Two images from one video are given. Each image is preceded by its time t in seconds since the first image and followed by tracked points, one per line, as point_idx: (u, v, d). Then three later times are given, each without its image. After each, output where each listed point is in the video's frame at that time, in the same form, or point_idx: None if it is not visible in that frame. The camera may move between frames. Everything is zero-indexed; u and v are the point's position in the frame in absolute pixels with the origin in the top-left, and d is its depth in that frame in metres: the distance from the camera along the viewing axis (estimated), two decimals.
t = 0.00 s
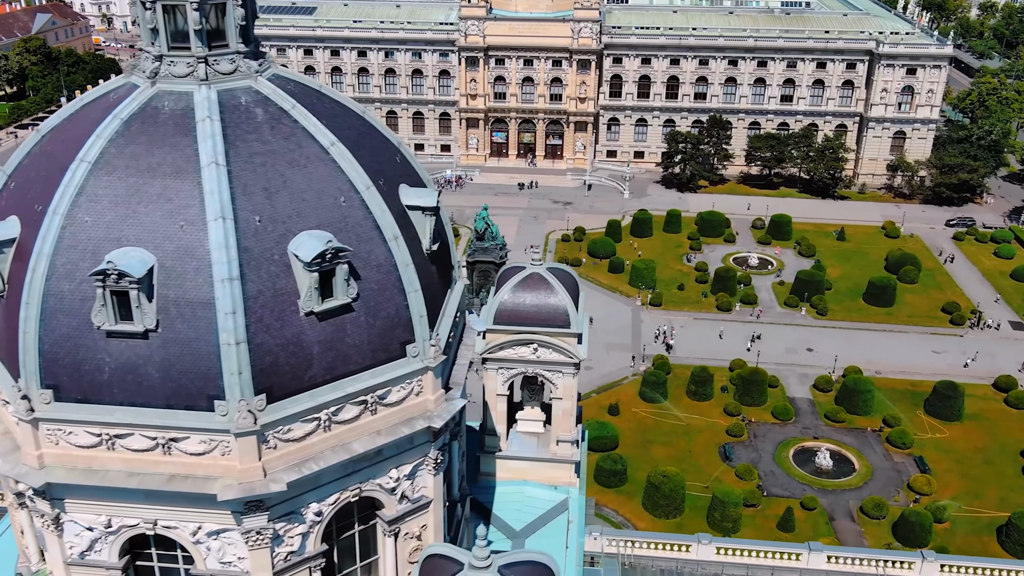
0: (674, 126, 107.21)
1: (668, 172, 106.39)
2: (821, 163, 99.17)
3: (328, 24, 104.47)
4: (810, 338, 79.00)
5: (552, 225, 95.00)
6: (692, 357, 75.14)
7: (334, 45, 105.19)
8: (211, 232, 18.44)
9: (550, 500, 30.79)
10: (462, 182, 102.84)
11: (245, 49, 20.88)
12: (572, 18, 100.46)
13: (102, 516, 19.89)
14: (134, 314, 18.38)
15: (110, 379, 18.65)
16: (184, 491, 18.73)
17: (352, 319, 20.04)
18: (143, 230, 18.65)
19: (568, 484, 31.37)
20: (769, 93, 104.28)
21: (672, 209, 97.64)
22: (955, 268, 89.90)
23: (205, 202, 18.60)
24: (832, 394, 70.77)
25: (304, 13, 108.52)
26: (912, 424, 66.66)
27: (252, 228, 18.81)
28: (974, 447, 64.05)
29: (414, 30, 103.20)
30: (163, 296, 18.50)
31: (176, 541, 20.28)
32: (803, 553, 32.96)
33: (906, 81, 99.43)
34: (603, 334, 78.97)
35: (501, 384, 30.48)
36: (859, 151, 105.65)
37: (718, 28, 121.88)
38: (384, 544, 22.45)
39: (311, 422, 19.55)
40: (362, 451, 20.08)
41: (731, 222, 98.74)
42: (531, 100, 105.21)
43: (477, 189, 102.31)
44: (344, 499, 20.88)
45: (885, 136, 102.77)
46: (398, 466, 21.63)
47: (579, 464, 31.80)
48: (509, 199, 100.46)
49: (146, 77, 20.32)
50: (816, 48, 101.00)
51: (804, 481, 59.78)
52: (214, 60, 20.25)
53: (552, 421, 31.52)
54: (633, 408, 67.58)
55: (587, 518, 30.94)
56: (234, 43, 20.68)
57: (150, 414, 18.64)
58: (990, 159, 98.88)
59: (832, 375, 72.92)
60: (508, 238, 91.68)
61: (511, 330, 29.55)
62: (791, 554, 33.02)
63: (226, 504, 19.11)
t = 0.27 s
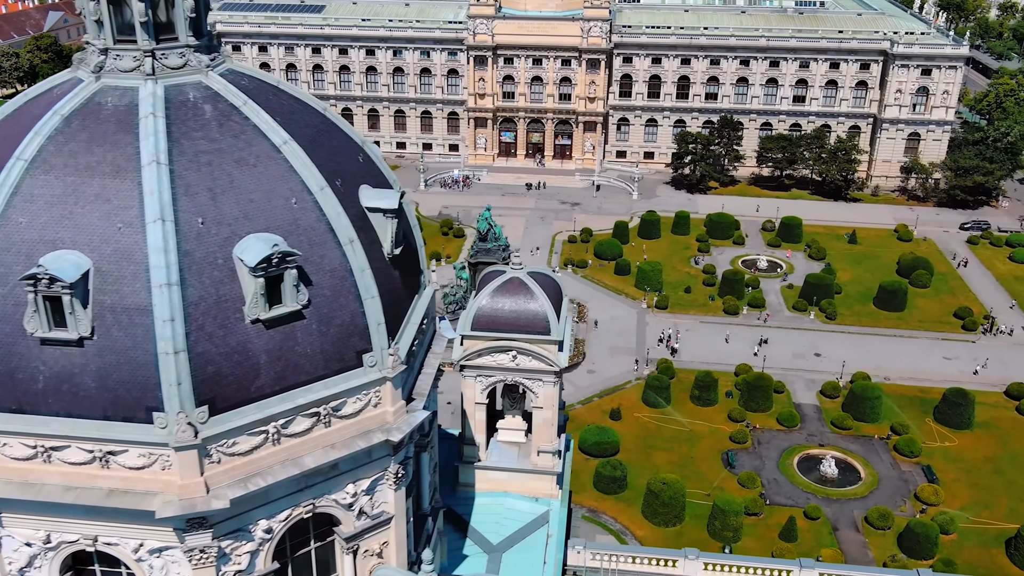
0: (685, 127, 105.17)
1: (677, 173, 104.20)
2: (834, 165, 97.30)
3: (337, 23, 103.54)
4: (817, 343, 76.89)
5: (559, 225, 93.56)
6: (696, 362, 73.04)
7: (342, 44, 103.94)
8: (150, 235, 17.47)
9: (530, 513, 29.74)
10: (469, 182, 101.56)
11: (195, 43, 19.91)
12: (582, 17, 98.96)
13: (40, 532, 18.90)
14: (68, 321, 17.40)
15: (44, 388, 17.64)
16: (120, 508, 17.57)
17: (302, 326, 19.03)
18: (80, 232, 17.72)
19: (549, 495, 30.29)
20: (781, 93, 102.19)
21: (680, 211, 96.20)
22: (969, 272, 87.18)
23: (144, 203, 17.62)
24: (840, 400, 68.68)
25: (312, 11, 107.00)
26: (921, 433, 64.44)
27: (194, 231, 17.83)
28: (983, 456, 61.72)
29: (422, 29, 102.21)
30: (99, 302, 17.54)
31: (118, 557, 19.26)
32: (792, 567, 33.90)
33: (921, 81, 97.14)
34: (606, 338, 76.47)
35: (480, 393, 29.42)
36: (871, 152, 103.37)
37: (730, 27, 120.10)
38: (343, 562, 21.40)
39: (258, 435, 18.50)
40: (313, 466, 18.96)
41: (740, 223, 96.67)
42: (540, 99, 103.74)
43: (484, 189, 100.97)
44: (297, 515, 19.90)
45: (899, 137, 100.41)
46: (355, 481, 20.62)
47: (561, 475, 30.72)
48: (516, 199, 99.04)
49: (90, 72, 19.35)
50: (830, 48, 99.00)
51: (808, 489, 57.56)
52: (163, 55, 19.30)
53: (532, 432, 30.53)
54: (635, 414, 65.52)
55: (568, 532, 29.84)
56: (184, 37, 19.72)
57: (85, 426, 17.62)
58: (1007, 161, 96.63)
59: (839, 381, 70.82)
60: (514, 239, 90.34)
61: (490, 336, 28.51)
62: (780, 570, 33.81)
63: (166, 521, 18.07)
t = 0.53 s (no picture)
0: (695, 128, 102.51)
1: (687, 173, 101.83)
2: (843, 167, 94.72)
3: (344, 21, 101.88)
4: (825, 348, 72.59)
5: (566, 226, 91.69)
6: (700, 367, 68.93)
7: (350, 42, 102.31)
8: (79, 239, 16.46)
9: (508, 528, 28.63)
10: (476, 182, 99.84)
11: (138, 35, 18.92)
12: (591, 16, 97.04)
13: None
14: None
15: None
16: (48, 527, 16.48)
17: (246, 336, 18.01)
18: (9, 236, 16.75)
19: (528, 509, 29.14)
20: (793, 94, 99.62)
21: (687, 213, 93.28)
22: (983, 277, 83.32)
23: (74, 205, 16.62)
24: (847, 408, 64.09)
25: (319, 9, 105.10)
26: (930, 441, 59.95)
27: (126, 235, 16.84)
28: (996, 466, 57.37)
29: (430, 28, 100.53)
30: (26, 310, 16.56)
31: None
32: None
33: (937, 82, 94.38)
34: (610, 341, 72.48)
35: (456, 402, 28.38)
36: (885, 154, 100.22)
37: (743, 26, 118.06)
38: None
39: (196, 450, 17.38)
40: (256, 483, 17.85)
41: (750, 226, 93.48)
42: (549, 99, 101.89)
43: (491, 188, 99.12)
44: (243, 535, 18.89)
45: (913, 139, 97.32)
46: (305, 499, 19.58)
47: (541, 487, 29.52)
48: (523, 199, 97.02)
49: (26, 67, 18.33)
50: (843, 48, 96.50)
51: (812, 499, 53.22)
52: (103, 49, 18.29)
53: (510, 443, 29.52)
54: (636, 419, 61.34)
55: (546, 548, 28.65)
56: (126, 30, 18.71)
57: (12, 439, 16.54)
58: None
59: (846, 388, 66.13)
60: (519, 240, 88.58)
61: (466, 344, 27.37)
62: None
63: (98, 540, 16.97)
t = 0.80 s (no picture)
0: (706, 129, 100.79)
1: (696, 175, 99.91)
2: (856, 167, 93.09)
3: (352, 20, 100.65)
4: (833, 354, 70.80)
5: (573, 227, 90.21)
6: (705, 372, 67.18)
7: (357, 41, 101.12)
8: None
9: (483, 543, 27.53)
10: (483, 182, 98.48)
11: (73, 27, 17.70)
12: (601, 15, 95.48)
13: None
14: None
15: None
16: None
17: (179, 346, 16.95)
18: None
19: (504, 524, 28.01)
20: (806, 95, 97.79)
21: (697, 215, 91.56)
22: (996, 282, 81.31)
23: None
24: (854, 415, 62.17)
25: (327, 7, 104.07)
26: (938, 450, 57.90)
27: (48, 238, 15.82)
28: (1005, 475, 55.32)
29: (437, 27, 99.31)
30: None
31: None
32: None
33: (952, 83, 92.22)
34: (614, 346, 70.55)
35: (429, 413, 27.27)
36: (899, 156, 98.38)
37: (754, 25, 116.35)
38: None
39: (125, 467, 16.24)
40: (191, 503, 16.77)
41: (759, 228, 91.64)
42: (557, 99, 100.45)
43: (499, 189, 97.72)
44: (181, 556, 17.83)
45: (928, 141, 95.36)
46: (249, 518, 18.53)
47: (518, 501, 28.39)
48: (530, 200, 95.59)
49: None
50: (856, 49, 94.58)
51: (816, 509, 51.48)
52: (34, 42, 17.09)
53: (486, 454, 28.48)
54: (637, 424, 59.53)
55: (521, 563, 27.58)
56: (60, 21, 17.47)
57: None
58: None
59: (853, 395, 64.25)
60: (525, 241, 87.16)
61: (438, 352, 26.33)
62: None
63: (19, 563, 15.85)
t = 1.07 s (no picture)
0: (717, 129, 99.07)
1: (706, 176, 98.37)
2: (869, 169, 91.24)
3: (359, 18, 99.57)
4: (841, 359, 69.06)
5: (580, 228, 88.85)
6: (710, 376, 65.47)
7: (365, 39, 100.06)
8: None
9: (455, 558, 26.43)
10: (490, 182, 97.25)
11: None
12: (610, 13, 93.99)
13: None
14: None
15: None
16: None
17: (103, 356, 15.92)
18: None
19: (477, 538, 26.95)
20: (818, 96, 95.93)
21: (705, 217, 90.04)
22: (1010, 287, 79.33)
23: None
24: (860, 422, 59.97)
25: (335, 5, 103.05)
26: (946, 459, 55.61)
27: None
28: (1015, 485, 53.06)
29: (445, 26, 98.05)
30: None
31: None
32: None
33: (968, 84, 90.24)
34: (618, 348, 68.93)
35: (398, 422, 26.19)
36: (912, 158, 96.39)
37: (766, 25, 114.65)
38: None
39: (45, 484, 15.01)
40: (118, 522, 15.63)
41: (769, 231, 89.95)
42: (566, 98, 99.09)
43: (506, 189, 96.47)
44: None
45: (943, 143, 93.34)
46: (185, 537, 17.46)
47: (493, 514, 27.29)
48: (537, 200, 94.28)
49: None
50: (870, 49, 92.70)
51: (820, 519, 49.40)
52: None
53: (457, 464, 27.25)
54: (638, 429, 57.38)
55: None
56: None
57: None
58: None
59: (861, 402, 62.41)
60: (530, 242, 85.83)
61: (406, 359, 25.30)
62: None
63: None
